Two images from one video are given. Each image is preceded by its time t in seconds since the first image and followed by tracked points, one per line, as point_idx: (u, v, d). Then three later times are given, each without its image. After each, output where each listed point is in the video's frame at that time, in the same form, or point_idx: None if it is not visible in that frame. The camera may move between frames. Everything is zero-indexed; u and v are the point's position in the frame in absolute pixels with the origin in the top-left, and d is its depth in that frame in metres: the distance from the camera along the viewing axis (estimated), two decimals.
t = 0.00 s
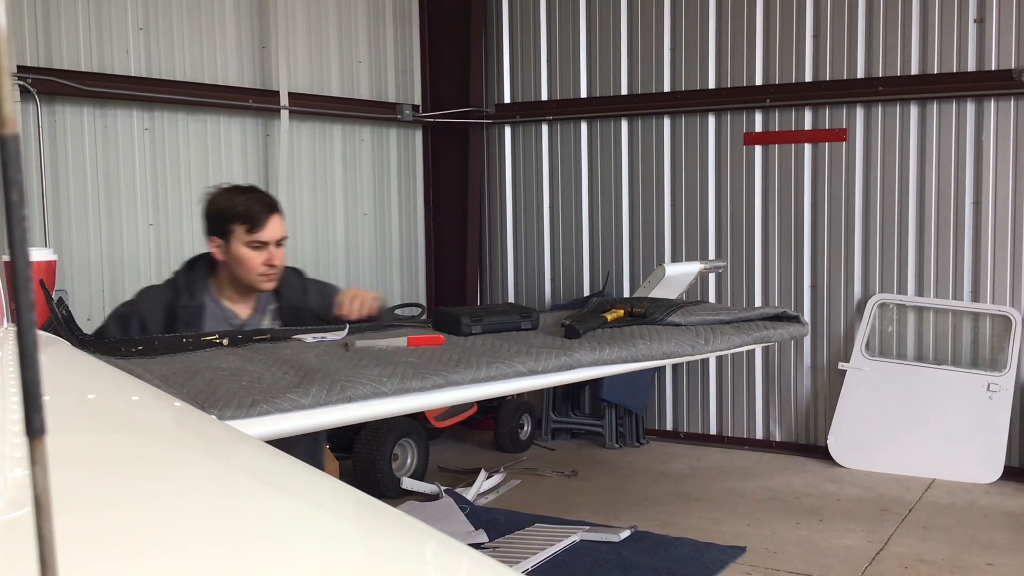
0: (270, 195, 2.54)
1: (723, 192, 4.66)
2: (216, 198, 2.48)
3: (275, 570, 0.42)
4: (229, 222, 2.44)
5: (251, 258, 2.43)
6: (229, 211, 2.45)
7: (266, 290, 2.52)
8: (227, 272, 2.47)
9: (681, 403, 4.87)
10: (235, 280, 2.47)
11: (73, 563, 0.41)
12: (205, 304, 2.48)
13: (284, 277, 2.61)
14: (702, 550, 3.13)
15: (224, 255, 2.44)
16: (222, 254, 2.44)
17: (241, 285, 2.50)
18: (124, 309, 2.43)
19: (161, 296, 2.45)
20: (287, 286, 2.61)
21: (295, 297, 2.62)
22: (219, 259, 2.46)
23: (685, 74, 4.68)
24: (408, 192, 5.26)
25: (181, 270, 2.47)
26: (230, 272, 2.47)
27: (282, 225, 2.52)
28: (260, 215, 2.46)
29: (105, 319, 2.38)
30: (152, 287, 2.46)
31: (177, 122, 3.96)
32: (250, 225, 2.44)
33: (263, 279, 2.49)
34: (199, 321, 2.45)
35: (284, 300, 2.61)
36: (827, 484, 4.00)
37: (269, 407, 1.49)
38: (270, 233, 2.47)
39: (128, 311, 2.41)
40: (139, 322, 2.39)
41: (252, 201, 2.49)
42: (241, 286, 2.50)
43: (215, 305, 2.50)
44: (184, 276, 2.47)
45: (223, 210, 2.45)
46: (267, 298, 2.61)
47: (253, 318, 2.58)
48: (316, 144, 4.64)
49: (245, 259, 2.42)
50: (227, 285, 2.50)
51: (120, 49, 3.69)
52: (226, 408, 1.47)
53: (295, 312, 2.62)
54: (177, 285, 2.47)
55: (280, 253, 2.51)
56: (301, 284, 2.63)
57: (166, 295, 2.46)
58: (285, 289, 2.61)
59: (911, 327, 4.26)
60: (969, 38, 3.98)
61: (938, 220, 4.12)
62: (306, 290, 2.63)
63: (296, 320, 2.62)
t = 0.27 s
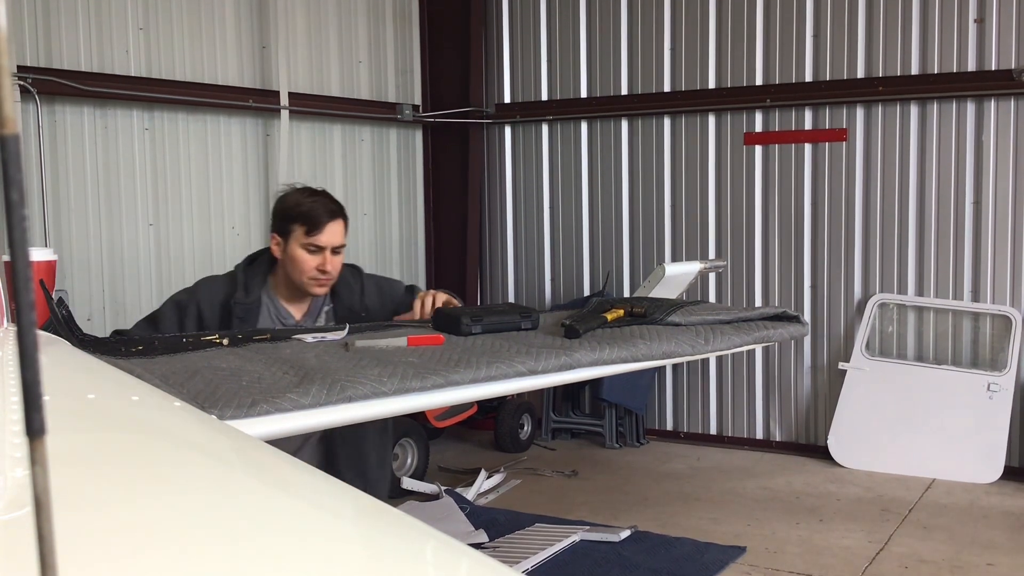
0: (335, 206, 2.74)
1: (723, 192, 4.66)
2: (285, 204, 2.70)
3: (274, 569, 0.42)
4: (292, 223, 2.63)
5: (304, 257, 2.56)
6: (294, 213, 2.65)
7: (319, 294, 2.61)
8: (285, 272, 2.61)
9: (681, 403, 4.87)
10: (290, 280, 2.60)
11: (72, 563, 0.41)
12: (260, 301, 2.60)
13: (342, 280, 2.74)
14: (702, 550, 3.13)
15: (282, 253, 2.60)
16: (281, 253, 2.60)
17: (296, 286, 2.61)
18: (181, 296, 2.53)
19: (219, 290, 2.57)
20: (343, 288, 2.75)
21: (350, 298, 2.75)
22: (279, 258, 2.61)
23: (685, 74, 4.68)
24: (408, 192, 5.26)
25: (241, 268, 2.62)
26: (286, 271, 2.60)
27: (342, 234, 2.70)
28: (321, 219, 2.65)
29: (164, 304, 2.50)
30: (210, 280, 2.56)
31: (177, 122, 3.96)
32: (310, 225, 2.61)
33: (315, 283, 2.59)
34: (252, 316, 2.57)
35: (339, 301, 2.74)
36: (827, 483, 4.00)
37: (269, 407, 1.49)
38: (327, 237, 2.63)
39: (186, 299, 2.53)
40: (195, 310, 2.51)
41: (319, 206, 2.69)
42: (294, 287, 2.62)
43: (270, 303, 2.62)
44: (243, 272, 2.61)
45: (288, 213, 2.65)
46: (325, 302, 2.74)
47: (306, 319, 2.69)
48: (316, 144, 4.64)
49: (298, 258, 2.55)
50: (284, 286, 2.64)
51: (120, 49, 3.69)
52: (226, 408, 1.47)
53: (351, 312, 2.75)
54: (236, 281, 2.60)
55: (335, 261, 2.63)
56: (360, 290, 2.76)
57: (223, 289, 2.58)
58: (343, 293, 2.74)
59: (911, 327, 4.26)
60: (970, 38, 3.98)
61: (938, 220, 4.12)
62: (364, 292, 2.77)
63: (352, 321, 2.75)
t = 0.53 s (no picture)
0: (354, 208, 2.71)
1: (723, 191, 4.66)
2: (303, 203, 2.67)
3: (273, 569, 0.42)
4: (309, 227, 2.61)
5: (319, 265, 2.56)
6: (311, 216, 2.62)
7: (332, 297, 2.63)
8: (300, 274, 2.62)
9: (681, 403, 4.87)
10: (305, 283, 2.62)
11: (71, 562, 0.41)
12: (273, 299, 2.64)
13: (359, 275, 2.74)
14: (702, 550, 3.13)
15: (298, 257, 2.60)
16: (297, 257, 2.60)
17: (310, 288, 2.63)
18: (195, 292, 2.60)
19: (232, 287, 2.62)
20: (360, 285, 2.74)
21: (367, 295, 2.74)
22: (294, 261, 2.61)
23: (685, 74, 4.68)
24: (408, 192, 5.26)
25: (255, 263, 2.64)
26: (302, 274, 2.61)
27: (359, 238, 2.68)
28: (339, 224, 2.62)
29: (177, 300, 2.56)
30: (223, 278, 2.62)
31: (177, 122, 3.96)
32: (327, 232, 2.59)
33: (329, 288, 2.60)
34: (264, 314, 2.59)
35: (356, 297, 2.74)
36: (827, 483, 4.00)
37: (269, 407, 1.49)
38: (343, 244, 2.61)
39: (199, 295, 2.58)
40: (207, 306, 2.56)
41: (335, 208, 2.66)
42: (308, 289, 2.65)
43: (283, 303, 2.68)
44: (257, 269, 2.64)
45: (306, 214, 2.63)
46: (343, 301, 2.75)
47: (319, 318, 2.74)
48: (316, 143, 4.64)
49: (313, 266, 2.55)
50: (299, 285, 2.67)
51: (120, 49, 3.69)
52: (226, 408, 1.47)
53: (367, 309, 2.74)
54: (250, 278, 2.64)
55: (349, 267, 2.61)
56: (376, 285, 2.76)
57: (236, 287, 2.63)
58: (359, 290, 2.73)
59: (911, 327, 4.26)
60: (970, 38, 3.98)
61: (938, 220, 4.12)
62: (381, 288, 2.77)
63: (367, 317, 2.74)
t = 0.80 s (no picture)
0: (348, 211, 2.69)
1: (723, 191, 4.66)
2: (297, 208, 2.65)
3: (274, 569, 0.42)
4: (305, 233, 2.59)
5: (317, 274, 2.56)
6: (306, 222, 2.61)
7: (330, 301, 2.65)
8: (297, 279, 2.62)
9: (681, 403, 4.87)
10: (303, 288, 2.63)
11: (72, 563, 0.41)
12: (271, 300, 2.65)
13: (359, 275, 2.75)
14: (702, 550, 3.13)
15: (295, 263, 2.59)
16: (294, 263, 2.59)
17: (308, 293, 2.64)
18: (193, 294, 2.61)
19: (230, 289, 2.63)
20: (361, 284, 2.74)
21: (368, 294, 2.74)
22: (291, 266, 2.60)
23: (685, 74, 4.68)
24: (408, 192, 5.26)
25: (252, 263, 2.64)
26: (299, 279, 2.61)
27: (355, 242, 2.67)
28: (334, 231, 2.61)
29: (175, 302, 2.58)
30: (221, 280, 2.63)
31: (177, 122, 3.96)
32: (322, 239, 2.57)
33: (328, 293, 2.61)
34: (263, 316, 2.59)
35: (357, 297, 2.73)
36: (827, 483, 4.00)
37: (270, 407, 1.49)
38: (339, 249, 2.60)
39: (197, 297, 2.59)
40: (204, 308, 2.58)
41: (330, 213, 2.64)
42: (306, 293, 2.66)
43: (281, 304, 2.71)
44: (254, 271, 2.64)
45: (300, 220, 2.61)
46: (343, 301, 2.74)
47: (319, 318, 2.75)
48: (316, 143, 4.64)
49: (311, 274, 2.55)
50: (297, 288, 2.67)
51: (120, 49, 3.69)
52: (226, 408, 1.47)
53: (368, 308, 2.74)
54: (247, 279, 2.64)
55: (346, 272, 2.62)
56: (376, 283, 2.76)
57: (234, 288, 2.63)
58: (359, 290, 2.73)
59: (911, 327, 4.26)
60: (969, 38, 3.98)
61: (938, 220, 4.12)
62: (381, 287, 2.77)
63: (368, 316, 2.74)
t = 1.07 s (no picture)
0: (351, 210, 2.68)
1: (724, 192, 4.66)
2: (301, 207, 2.64)
3: (274, 569, 0.42)
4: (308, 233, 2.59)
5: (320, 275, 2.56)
6: (309, 222, 2.60)
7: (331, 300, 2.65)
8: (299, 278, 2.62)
9: (681, 403, 4.87)
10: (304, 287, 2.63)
11: (73, 563, 0.41)
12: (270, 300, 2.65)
13: (360, 276, 2.74)
14: (702, 550, 3.13)
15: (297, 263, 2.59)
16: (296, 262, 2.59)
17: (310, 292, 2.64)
18: (192, 294, 2.61)
19: (229, 289, 2.63)
20: (361, 285, 2.74)
21: (367, 295, 2.74)
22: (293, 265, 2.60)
23: (685, 74, 4.68)
24: (408, 192, 5.26)
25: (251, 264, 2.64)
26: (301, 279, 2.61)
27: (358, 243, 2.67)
28: (338, 231, 2.60)
29: (174, 302, 2.58)
30: (221, 280, 2.63)
31: (177, 122, 3.96)
32: (325, 240, 2.57)
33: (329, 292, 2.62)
34: (262, 316, 2.59)
35: (356, 298, 2.73)
36: (827, 483, 4.00)
37: (269, 407, 1.49)
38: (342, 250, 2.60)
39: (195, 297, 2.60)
40: (203, 308, 2.57)
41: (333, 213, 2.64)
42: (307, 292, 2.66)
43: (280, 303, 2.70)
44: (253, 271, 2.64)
45: (303, 219, 2.61)
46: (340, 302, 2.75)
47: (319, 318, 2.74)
48: (316, 143, 4.64)
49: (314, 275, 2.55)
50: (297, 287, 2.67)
51: (120, 49, 3.69)
52: (226, 408, 1.47)
53: (367, 309, 2.74)
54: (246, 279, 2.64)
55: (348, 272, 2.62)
56: (377, 285, 2.75)
57: (233, 288, 2.64)
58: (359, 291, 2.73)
59: (911, 327, 4.26)
60: (969, 37, 3.98)
61: (938, 220, 4.12)
62: (381, 288, 2.77)
63: (367, 318, 2.74)
